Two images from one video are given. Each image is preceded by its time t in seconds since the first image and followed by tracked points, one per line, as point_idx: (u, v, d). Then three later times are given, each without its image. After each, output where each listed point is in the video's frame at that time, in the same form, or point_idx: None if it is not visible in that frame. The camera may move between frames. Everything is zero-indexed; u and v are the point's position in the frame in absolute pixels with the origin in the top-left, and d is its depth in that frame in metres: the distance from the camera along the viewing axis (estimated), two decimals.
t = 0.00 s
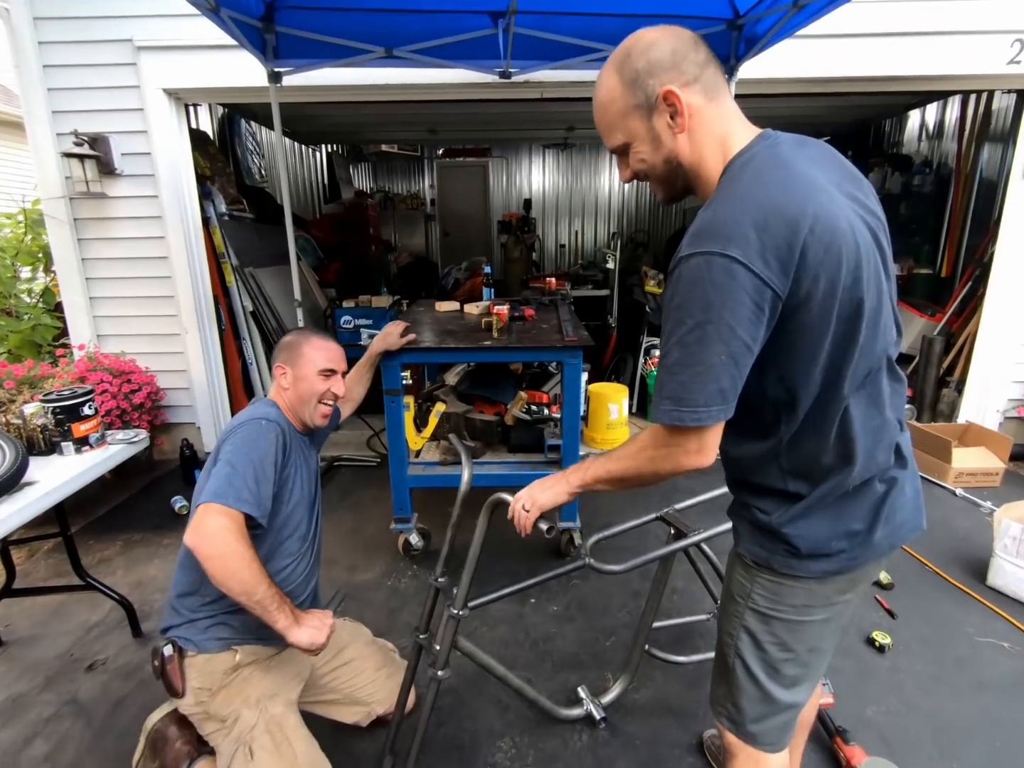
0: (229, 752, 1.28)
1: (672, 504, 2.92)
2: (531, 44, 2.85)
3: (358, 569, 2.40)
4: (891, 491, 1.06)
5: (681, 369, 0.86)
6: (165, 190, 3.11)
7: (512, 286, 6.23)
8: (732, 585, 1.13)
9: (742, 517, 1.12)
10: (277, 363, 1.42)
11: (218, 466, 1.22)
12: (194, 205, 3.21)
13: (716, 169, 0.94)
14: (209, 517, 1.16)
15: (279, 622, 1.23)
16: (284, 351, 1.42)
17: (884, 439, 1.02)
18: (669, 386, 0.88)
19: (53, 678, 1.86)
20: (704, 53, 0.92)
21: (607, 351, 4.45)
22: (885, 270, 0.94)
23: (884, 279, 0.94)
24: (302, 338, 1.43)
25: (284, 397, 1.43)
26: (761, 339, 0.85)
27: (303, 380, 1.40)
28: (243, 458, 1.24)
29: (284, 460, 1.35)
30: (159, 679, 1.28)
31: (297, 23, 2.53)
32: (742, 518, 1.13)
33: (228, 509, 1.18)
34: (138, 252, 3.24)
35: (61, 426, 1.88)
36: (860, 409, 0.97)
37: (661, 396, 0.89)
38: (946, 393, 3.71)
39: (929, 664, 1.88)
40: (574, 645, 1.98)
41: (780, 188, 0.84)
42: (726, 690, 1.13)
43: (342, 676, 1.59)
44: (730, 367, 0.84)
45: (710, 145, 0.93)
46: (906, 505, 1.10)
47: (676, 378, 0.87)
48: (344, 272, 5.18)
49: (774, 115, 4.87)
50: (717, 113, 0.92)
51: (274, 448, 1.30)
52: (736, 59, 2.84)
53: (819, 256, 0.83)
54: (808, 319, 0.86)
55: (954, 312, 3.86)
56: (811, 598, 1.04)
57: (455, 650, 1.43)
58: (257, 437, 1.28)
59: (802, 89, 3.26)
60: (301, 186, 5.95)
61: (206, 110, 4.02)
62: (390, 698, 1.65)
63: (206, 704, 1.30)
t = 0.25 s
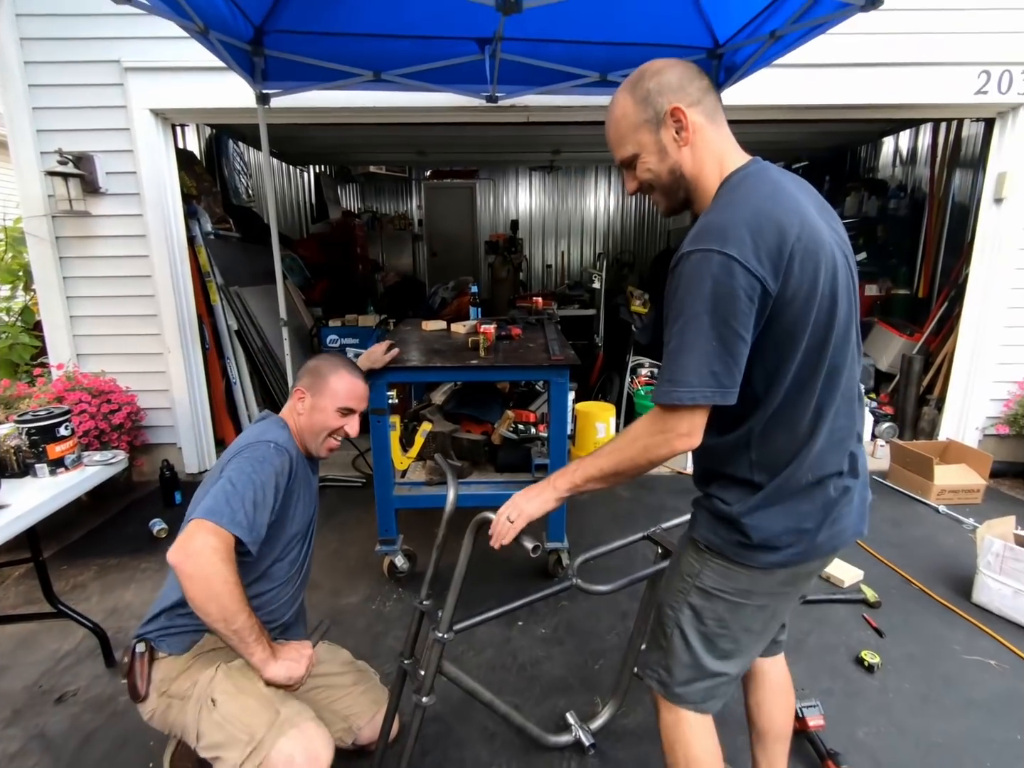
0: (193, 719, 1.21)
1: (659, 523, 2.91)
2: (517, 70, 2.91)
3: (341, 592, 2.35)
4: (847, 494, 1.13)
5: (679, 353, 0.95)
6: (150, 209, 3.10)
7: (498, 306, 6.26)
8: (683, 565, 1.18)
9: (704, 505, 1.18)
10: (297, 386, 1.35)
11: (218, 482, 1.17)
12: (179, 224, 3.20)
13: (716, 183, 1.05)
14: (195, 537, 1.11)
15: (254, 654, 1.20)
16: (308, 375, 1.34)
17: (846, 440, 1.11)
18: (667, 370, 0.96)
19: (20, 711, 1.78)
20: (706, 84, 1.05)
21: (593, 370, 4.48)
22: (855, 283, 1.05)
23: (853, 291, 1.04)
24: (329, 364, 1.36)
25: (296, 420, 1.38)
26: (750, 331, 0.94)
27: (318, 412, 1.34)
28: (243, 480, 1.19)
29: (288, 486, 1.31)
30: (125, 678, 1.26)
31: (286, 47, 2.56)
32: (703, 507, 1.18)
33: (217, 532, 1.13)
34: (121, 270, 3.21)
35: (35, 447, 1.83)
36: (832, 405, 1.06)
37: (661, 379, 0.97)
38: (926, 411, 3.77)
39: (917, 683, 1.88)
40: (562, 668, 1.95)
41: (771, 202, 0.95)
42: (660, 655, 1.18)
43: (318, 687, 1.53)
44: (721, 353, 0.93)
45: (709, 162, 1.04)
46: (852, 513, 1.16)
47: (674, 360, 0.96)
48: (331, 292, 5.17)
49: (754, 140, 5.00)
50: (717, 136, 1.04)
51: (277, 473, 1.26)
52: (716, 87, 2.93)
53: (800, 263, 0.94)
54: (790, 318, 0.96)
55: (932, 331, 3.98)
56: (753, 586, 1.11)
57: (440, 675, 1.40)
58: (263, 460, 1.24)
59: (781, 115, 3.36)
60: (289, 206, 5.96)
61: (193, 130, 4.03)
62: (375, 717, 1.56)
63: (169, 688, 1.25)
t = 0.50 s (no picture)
0: (150, 736, 1.19)
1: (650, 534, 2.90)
2: (505, 84, 2.94)
3: (328, 607, 2.31)
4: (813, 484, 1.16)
5: (650, 356, 0.98)
6: (136, 219, 3.07)
7: (488, 317, 6.26)
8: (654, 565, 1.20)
9: (672, 503, 1.21)
10: (302, 423, 1.27)
11: (181, 521, 1.09)
12: (166, 234, 3.17)
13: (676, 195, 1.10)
14: (140, 580, 1.02)
15: (205, 691, 1.16)
16: (317, 420, 1.25)
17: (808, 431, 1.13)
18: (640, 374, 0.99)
19: None
20: (657, 105, 1.11)
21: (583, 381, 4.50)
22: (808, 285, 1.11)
23: (809, 294, 1.10)
24: (342, 411, 1.26)
25: (295, 456, 1.30)
26: (718, 332, 0.98)
27: (321, 456, 1.26)
28: (207, 521, 1.10)
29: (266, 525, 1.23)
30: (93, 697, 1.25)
31: (275, 58, 2.57)
32: (672, 505, 1.22)
33: (167, 577, 1.03)
34: (106, 281, 3.17)
35: (12, 460, 1.78)
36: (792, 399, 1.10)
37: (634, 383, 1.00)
38: (912, 420, 3.82)
39: (909, 694, 1.87)
40: (553, 683, 1.92)
41: (726, 209, 1.01)
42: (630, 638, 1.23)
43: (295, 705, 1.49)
44: (691, 355, 0.96)
45: (669, 176, 1.10)
46: (817, 508, 1.17)
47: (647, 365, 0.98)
48: (319, 303, 5.15)
49: (740, 154, 5.09)
50: (671, 152, 1.11)
51: (250, 516, 1.17)
52: (702, 101, 2.97)
53: (756, 264, 0.99)
54: (749, 315, 1.01)
55: (915, 342, 4.03)
56: (719, 581, 1.13)
57: (429, 691, 1.37)
58: (238, 501, 1.16)
59: (766, 130, 3.41)
60: (278, 218, 5.94)
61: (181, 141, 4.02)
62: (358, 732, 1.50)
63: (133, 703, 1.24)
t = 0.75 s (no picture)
0: (157, 703, 1.18)
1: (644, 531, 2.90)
2: (497, 81, 2.92)
3: (321, 607, 2.29)
4: (763, 458, 1.21)
5: (603, 357, 1.03)
6: (125, 217, 3.04)
7: (482, 316, 6.24)
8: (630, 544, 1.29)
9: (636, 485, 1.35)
10: (293, 388, 1.22)
11: (173, 499, 1.06)
12: (155, 232, 3.13)
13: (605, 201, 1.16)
14: (147, 567, 1.01)
15: (224, 679, 1.15)
16: (312, 385, 1.20)
17: (751, 407, 1.20)
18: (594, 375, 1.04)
19: None
20: (562, 117, 1.17)
21: (577, 379, 4.50)
22: (743, 267, 1.17)
23: (744, 276, 1.16)
24: (337, 375, 1.21)
25: (286, 422, 1.26)
26: (666, 325, 1.03)
27: (313, 422, 1.22)
28: (201, 496, 1.07)
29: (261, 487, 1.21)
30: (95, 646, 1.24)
31: (265, 55, 2.54)
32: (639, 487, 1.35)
33: (174, 560, 1.02)
34: (94, 279, 3.13)
35: None
36: (733, 379, 1.17)
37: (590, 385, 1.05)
38: (903, 417, 3.85)
39: (903, 688, 1.88)
40: (548, 681, 1.91)
41: (661, 207, 1.07)
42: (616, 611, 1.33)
43: (286, 690, 1.48)
44: (642, 351, 1.01)
45: (594, 184, 1.16)
46: (769, 481, 1.21)
47: (600, 365, 1.03)
48: (311, 302, 5.12)
49: (732, 153, 5.10)
50: (590, 161, 1.16)
51: (242, 482, 1.14)
52: (694, 99, 2.98)
53: (692, 256, 1.06)
54: (690, 304, 1.08)
55: (906, 340, 4.05)
56: (675, 554, 1.23)
57: (422, 691, 1.35)
58: (228, 469, 1.12)
59: (758, 128, 3.42)
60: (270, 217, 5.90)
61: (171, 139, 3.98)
62: (345, 731, 1.50)
63: (138, 664, 1.23)
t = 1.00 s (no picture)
0: (153, 664, 1.20)
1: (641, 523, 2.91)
2: (492, 70, 2.90)
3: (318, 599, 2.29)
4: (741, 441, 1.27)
5: (603, 357, 1.02)
6: (117, 209, 3.01)
7: (478, 309, 6.23)
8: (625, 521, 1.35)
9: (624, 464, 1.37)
10: (321, 310, 1.20)
11: (202, 441, 1.05)
12: (147, 224, 3.10)
13: (583, 187, 1.16)
14: (183, 509, 1.02)
15: (228, 651, 1.14)
16: (341, 308, 1.18)
17: (731, 391, 1.24)
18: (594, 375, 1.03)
19: None
20: (533, 97, 1.13)
21: (573, 372, 4.51)
22: (722, 254, 1.19)
23: (724, 264, 1.18)
24: (368, 301, 1.20)
25: (308, 347, 1.24)
26: (661, 320, 1.03)
27: (338, 348, 1.21)
28: (229, 437, 1.07)
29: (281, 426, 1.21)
30: (85, 587, 1.24)
31: (257, 44, 2.51)
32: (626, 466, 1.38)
33: (209, 503, 1.03)
34: (86, 272, 3.10)
35: None
36: (716, 367, 1.20)
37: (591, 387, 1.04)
38: (898, 409, 3.87)
39: (896, 676, 1.89)
40: (544, 671, 1.92)
41: (650, 200, 1.07)
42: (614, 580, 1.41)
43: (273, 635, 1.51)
44: (640, 349, 1.02)
45: (566, 168, 1.14)
46: (750, 458, 1.29)
47: (601, 363, 1.02)
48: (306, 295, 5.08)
49: (729, 144, 5.08)
50: (563, 144, 1.13)
51: (266, 422, 1.14)
52: (690, 89, 2.96)
53: (683, 250, 1.06)
54: (680, 300, 1.09)
55: (901, 331, 4.06)
56: (664, 531, 1.29)
57: (419, 684, 1.36)
58: (255, 408, 1.12)
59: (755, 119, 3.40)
60: (264, 209, 5.85)
61: (162, 129, 3.94)
62: (341, 664, 1.52)
63: (129, 614, 1.24)
